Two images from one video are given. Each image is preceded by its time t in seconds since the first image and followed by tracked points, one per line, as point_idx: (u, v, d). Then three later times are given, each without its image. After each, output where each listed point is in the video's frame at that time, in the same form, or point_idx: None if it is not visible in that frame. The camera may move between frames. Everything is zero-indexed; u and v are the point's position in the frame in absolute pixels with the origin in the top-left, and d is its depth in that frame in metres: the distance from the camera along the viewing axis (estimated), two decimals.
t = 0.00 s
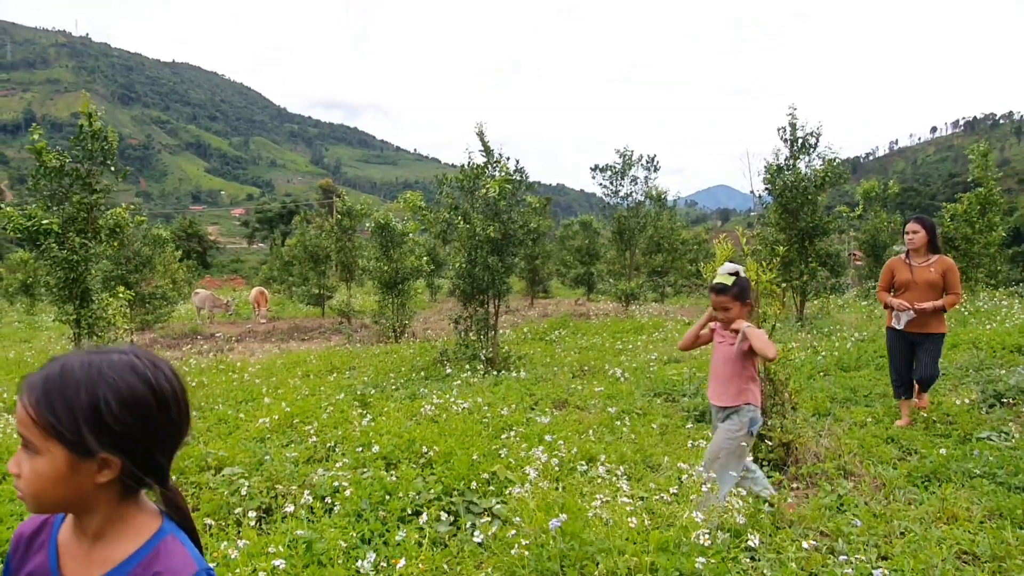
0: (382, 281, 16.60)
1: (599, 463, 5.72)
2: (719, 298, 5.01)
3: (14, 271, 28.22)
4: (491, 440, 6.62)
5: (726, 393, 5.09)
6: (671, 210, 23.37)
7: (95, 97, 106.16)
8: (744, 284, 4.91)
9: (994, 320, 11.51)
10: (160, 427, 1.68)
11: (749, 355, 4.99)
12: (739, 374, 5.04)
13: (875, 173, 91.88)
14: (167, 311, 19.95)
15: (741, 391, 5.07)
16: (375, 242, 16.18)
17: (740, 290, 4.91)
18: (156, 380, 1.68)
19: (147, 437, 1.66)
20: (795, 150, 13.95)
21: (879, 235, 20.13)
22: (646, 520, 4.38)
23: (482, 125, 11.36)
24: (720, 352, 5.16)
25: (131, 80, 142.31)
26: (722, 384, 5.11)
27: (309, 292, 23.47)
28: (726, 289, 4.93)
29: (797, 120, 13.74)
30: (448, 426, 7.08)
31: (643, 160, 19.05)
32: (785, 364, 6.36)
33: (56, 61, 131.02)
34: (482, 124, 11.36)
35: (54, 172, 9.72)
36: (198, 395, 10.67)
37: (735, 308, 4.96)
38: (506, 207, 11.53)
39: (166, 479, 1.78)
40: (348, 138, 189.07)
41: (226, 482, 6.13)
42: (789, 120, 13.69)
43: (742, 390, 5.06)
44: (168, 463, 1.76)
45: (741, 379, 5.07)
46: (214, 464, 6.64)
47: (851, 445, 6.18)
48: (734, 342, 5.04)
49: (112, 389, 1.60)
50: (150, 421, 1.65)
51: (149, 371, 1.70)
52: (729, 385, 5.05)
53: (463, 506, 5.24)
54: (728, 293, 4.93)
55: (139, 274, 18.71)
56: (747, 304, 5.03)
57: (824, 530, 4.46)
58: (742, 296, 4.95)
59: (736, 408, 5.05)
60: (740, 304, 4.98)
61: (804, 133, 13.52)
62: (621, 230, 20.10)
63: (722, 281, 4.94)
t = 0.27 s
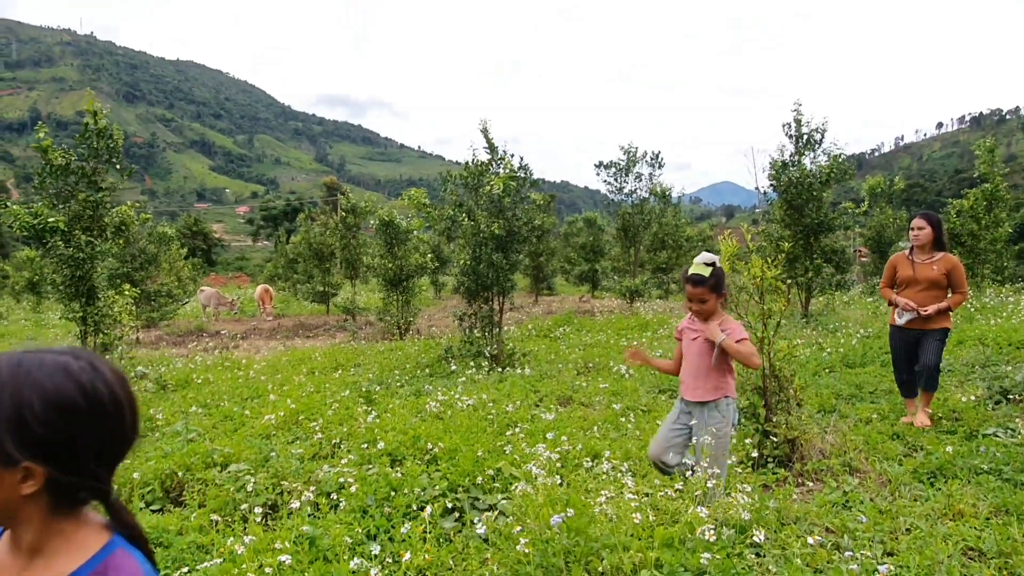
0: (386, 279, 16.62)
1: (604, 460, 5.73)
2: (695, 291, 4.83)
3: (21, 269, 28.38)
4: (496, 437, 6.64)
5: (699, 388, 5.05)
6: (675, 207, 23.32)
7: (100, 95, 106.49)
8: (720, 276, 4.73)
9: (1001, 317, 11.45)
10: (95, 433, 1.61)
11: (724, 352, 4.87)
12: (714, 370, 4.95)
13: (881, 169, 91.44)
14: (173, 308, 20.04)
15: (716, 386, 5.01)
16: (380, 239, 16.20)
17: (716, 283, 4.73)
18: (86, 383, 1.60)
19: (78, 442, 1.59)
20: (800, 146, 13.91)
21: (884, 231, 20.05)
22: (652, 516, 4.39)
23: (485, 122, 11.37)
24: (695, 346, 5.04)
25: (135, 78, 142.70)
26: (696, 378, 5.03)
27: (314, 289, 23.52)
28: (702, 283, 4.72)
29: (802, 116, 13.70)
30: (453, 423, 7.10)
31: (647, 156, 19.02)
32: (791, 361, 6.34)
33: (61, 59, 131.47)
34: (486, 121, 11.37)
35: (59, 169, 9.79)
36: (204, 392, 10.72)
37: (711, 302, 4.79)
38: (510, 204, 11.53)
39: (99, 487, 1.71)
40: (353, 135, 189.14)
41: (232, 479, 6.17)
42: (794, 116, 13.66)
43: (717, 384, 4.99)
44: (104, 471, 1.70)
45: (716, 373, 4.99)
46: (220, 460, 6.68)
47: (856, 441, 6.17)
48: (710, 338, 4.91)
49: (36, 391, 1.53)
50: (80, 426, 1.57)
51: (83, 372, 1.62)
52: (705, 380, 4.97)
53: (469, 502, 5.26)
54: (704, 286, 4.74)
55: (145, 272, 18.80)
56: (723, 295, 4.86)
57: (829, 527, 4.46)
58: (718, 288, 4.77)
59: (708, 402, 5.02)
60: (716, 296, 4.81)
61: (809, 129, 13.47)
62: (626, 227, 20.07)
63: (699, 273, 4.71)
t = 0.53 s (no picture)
0: (391, 278, 16.66)
1: (609, 458, 5.74)
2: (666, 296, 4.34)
3: (27, 269, 28.56)
4: (501, 435, 6.65)
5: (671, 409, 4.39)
6: (679, 205, 23.28)
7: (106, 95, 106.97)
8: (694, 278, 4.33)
9: (1008, 314, 11.40)
10: None
11: (699, 363, 4.35)
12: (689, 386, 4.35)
13: (886, 166, 91.01)
14: (178, 307, 20.14)
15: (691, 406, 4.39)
16: (385, 238, 16.24)
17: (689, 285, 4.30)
18: None
19: None
20: (805, 144, 13.88)
21: (890, 228, 19.97)
22: (657, 514, 4.41)
23: (490, 120, 11.40)
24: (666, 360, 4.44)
25: (141, 78, 143.24)
26: (666, 395, 4.40)
27: (319, 288, 23.59)
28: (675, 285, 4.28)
29: (807, 113, 13.67)
30: (458, 421, 7.13)
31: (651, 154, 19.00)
32: (796, 359, 6.34)
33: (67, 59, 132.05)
34: (490, 120, 11.40)
35: (65, 169, 9.86)
36: (210, 391, 10.78)
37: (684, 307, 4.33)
38: (515, 203, 11.54)
39: None
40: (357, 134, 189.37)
41: (238, 477, 6.21)
42: (799, 114, 13.64)
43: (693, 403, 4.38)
44: None
45: (691, 391, 4.39)
46: (226, 458, 6.72)
47: (862, 439, 6.17)
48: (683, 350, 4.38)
49: None
50: None
51: None
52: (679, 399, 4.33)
53: (474, 500, 5.27)
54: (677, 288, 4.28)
55: (150, 271, 18.91)
56: (694, 302, 4.44)
57: (835, 525, 4.45)
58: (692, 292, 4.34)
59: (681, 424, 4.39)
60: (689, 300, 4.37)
61: (814, 126, 13.45)
62: (630, 225, 20.05)
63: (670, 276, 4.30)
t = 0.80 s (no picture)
0: (396, 277, 16.69)
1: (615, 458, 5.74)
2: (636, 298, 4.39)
3: (34, 268, 28.73)
4: (506, 435, 6.66)
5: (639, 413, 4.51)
6: (684, 204, 23.25)
7: (111, 96, 107.46)
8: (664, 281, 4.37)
9: (1015, 313, 11.36)
10: None
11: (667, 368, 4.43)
12: (658, 388, 4.44)
13: (892, 164, 90.57)
14: (184, 307, 20.23)
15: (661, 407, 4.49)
16: (389, 237, 16.27)
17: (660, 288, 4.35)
18: None
19: None
20: (810, 142, 13.85)
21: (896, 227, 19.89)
22: (662, 514, 4.42)
23: (494, 120, 11.42)
24: (637, 362, 4.53)
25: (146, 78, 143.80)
26: (635, 400, 4.50)
27: (324, 287, 23.66)
28: (645, 288, 4.32)
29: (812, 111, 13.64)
30: (463, 421, 7.15)
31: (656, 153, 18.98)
32: (801, 358, 6.32)
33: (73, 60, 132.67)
34: (495, 119, 11.42)
35: (71, 169, 9.94)
36: (215, 390, 10.82)
37: (654, 310, 4.39)
38: (519, 202, 11.55)
39: None
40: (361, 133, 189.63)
41: (245, 477, 6.25)
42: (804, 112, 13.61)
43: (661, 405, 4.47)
44: None
45: (660, 392, 4.48)
46: (232, 458, 6.75)
47: (867, 438, 6.16)
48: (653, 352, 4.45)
49: None
50: None
51: None
52: (647, 400, 4.44)
53: (479, 500, 5.29)
54: (648, 291, 4.33)
55: (156, 271, 19.02)
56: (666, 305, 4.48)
57: (840, 525, 4.45)
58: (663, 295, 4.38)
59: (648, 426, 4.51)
60: (660, 302, 4.42)
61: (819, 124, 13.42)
62: (634, 224, 20.03)
63: (640, 278, 4.34)
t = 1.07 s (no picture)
0: (399, 276, 16.71)
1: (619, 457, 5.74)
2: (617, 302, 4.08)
3: (39, 268, 28.85)
4: (509, 434, 6.68)
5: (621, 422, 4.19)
6: (687, 202, 23.22)
7: (115, 96, 107.74)
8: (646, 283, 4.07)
9: (1019, 310, 11.32)
10: None
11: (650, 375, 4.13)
12: (640, 397, 4.15)
13: (895, 162, 90.33)
14: (187, 306, 20.29)
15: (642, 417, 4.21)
16: (392, 236, 16.29)
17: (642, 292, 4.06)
18: None
19: None
20: (813, 140, 13.82)
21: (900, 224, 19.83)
22: (665, 513, 4.43)
23: (497, 119, 11.42)
24: (618, 370, 4.22)
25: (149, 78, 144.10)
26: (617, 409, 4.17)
27: (327, 286, 23.70)
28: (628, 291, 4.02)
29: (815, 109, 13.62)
30: (466, 420, 7.16)
31: (659, 151, 18.96)
32: (805, 356, 6.32)
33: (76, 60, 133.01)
34: (497, 118, 11.42)
35: (75, 170, 9.98)
36: (220, 390, 10.86)
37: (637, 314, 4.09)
38: (522, 201, 11.55)
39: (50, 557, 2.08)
40: (364, 132, 189.72)
41: (249, 476, 6.27)
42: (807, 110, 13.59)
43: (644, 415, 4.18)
44: None
45: (640, 400, 4.18)
46: (237, 457, 6.78)
47: (871, 437, 6.15)
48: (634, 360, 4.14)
49: None
50: None
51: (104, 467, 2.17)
52: (630, 410, 4.13)
53: (483, 499, 5.31)
54: (630, 295, 4.02)
55: (160, 270, 19.07)
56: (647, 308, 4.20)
57: (844, 523, 4.44)
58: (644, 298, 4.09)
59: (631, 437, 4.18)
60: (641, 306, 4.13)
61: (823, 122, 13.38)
62: (637, 222, 20.01)
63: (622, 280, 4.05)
